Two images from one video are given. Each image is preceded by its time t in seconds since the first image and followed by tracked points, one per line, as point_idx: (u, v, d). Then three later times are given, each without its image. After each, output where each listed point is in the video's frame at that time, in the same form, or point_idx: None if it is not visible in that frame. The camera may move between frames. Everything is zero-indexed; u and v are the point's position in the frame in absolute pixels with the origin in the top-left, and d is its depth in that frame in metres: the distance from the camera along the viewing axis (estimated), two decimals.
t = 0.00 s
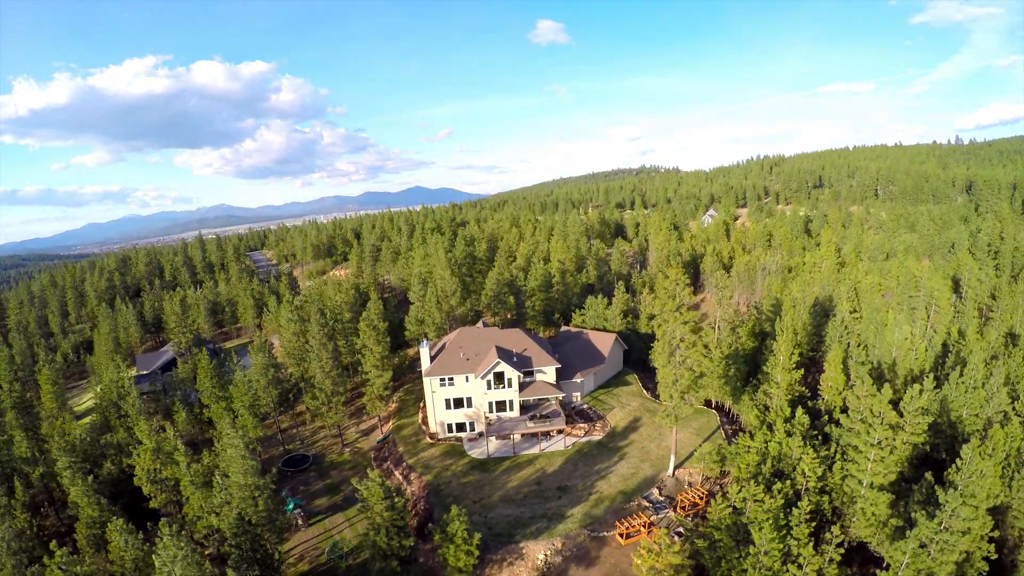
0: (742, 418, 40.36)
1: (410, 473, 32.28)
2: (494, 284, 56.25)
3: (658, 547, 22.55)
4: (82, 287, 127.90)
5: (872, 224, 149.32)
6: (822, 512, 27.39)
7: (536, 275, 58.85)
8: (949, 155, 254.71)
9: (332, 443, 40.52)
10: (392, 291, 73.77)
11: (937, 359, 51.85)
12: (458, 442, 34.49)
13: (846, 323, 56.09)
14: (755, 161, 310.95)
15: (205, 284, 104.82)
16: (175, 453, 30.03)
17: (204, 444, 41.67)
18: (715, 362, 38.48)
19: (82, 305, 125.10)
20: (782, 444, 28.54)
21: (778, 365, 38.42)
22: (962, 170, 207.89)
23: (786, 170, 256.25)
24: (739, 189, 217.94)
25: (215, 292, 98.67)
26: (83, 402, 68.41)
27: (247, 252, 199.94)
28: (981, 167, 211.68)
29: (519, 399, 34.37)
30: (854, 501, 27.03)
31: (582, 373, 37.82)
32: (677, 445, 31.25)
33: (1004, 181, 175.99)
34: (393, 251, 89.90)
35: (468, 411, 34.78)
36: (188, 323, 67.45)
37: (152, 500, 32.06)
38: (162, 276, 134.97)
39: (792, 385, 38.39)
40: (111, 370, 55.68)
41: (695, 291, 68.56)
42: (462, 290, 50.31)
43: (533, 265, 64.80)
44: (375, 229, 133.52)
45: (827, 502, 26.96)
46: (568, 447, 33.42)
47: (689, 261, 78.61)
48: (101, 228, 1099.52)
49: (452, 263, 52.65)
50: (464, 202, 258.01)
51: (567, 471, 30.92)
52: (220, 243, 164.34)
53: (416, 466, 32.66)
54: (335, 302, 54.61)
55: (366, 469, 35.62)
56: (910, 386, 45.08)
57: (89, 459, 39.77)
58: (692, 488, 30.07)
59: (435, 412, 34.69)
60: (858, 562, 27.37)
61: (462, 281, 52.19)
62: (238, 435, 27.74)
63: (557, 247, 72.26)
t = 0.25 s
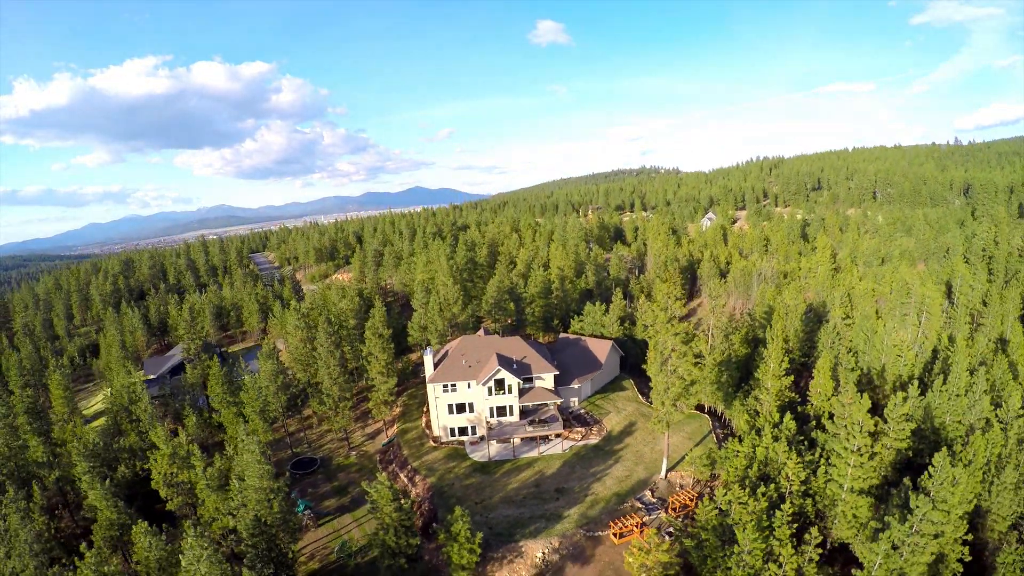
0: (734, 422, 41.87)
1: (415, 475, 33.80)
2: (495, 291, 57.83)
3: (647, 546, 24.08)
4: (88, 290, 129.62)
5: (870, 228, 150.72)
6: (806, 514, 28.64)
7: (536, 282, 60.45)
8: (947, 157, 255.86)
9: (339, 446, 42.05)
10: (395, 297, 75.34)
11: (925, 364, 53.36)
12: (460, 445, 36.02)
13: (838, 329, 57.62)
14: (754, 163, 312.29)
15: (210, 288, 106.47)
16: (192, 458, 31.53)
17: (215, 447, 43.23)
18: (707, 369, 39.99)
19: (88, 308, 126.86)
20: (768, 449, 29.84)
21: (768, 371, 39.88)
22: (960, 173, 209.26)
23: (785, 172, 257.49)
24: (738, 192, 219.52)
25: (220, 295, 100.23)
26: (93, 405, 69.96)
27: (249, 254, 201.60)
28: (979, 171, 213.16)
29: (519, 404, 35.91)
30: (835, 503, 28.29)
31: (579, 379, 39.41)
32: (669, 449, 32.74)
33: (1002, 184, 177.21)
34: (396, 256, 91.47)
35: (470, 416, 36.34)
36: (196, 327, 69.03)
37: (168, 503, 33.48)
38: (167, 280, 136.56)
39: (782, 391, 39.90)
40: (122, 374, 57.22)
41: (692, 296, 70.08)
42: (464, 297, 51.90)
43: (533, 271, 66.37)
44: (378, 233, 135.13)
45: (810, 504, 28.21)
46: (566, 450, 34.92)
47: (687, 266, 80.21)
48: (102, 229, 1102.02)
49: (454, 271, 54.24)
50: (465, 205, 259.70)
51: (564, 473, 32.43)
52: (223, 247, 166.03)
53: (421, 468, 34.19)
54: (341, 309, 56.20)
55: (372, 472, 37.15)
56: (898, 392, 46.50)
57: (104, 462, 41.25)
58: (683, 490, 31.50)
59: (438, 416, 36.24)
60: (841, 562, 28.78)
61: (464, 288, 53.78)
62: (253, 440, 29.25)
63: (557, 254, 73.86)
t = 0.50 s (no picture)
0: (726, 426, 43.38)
1: (419, 477, 35.37)
2: (496, 298, 59.45)
3: (638, 545, 25.71)
4: (94, 294, 131.42)
5: (867, 231, 151.99)
6: (790, 516, 29.81)
7: (536, 288, 62.05)
8: (946, 160, 256.93)
9: (345, 449, 43.64)
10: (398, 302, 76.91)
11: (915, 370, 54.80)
12: (463, 448, 37.64)
13: (830, 334, 59.10)
14: (754, 165, 313.67)
15: (215, 291, 108.14)
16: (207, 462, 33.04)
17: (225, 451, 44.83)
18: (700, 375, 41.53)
19: (94, 312, 128.67)
20: (755, 453, 31.00)
21: (759, 379, 41.40)
22: (957, 176, 210.31)
23: (784, 175, 258.86)
24: (738, 194, 220.99)
25: (226, 299, 101.88)
26: (103, 408, 71.59)
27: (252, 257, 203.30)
28: (977, 174, 214.24)
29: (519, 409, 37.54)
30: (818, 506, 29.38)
31: (577, 386, 41.05)
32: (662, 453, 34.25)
33: (998, 186, 178.38)
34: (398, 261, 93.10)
35: (472, 421, 37.97)
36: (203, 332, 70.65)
37: (184, 506, 35.05)
38: (171, 283, 138.20)
39: (772, 396, 41.42)
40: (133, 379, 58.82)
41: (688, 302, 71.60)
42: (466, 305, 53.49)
43: (533, 278, 67.95)
44: (380, 237, 136.66)
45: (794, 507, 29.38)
46: (564, 453, 36.48)
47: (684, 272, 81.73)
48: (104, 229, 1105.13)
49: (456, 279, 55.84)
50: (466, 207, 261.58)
51: (562, 476, 34.01)
52: (226, 250, 167.80)
53: (425, 471, 35.78)
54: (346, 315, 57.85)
55: (378, 474, 38.71)
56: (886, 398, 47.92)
57: (119, 465, 42.82)
58: (675, 492, 32.99)
59: (441, 421, 37.88)
60: (824, 562, 30.13)
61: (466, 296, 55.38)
62: (267, 445, 30.81)
63: (557, 260, 75.44)
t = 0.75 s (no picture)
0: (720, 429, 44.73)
1: (423, 478, 36.79)
2: (496, 303, 60.87)
3: (631, 543, 27.29)
4: (99, 296, 132.93)
5: (864, 234, 153.09)
6: (778, 517, 30.93)
7: (536, 293, 63.44)
8: (944, 161, 257.80)
9: (351, 451, 45.06)
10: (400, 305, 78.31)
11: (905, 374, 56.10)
12: (465, 451, 39.09)
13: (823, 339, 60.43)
14: (753, 166, 314.77)
15: (218, 294, 109.54)
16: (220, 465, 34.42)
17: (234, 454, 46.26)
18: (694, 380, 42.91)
19: (99, 314, 130.19)
20: (744, 456, 32.22)
21: (751, 384, 42.81)
22: (955, 177, 211.25)
23: (783, 176, 259.99)
24: (737, 196, 222.21)
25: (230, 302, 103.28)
26: (111, 410, 72.99)
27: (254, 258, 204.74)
28: (975, 175, 215.17)
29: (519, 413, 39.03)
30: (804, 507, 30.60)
31: (575, 390, 42.55)
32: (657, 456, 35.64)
33: (996, 188, 179.32)
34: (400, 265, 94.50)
35: (473, 424, 39.47)
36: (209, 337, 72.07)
37: (197, 508, 36.34)
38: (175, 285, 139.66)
39: (764, 400, 42.80)
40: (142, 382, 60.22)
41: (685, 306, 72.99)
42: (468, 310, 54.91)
43: (533, 283, 69.33)
44: (381, 240, 137.99)
45: (781, 508, 30.47)
46: (562, 455, 37.90)
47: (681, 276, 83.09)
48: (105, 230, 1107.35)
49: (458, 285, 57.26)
50: (466, 209, 263.08)
51: (560, 477, 35.44)
52: (229, 252, 169.31)
53: (429, 472, 37.20)
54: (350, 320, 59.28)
55: (383, 476, 40.13)
56: (876, 403, 49.28)
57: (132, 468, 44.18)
58: (669, 493, 34.34)
59: (444, 424, 39.38)
60: (811, 561, 31.31)
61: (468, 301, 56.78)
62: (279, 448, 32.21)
63: (556, 265, 76.86)
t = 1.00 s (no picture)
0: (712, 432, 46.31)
1: (427, 480, 38.37)
2: (497, 308, 62.50)
3: (624, 542, 28.91)
4: (104, 299, 134.61)
5: (861, 237, 154.34)
6: (765, 518, 32.32)
7: (535, 299, 65.03)
8: (943, 163, 258.95)
9: (357, 453, 46.68)
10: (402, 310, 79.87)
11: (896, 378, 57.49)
12: (466, 453, 40.76)
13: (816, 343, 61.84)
14: (753, 168, 316.05)
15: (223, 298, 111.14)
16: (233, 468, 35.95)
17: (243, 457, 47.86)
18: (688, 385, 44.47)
19: (104, 317, 131.87)
20: (734, 460, 33.63)
21: (743, 389, 44.39)
22: (953, 180, 212.24)
23: (782, 178, 261.23)
24: (736, 198, 223.55)
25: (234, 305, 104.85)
26: (119, 413, 74.51)
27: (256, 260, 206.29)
28: (973, 178, 216.03)
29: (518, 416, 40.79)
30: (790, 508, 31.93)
31: (572, 395, 44.34)
32: (651, 459, 37.18)
33: (993, 191, 180.53)
34: (401, 269, 95.99)
35: (475, 427, 41.24)
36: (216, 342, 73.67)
37: (210, 510, 37.91)
38: (178, 288, 141.13)
39: (755, 405, 44.31)
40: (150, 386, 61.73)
41: (681, 310, 74.64)
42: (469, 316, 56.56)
43: (532, 288, 70.90)
44: (383, 243, 139.41)
45: (768, 509, 31.89)
46: (560, 458, 39.51)
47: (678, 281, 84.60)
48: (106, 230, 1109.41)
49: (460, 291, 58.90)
50: (467, 210, 264.82)
51: (558, 479, 37.03)
52: (232, 254, 170.88)
53: (433, 474, 38.80)
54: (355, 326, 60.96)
55: (388, 478, 41.74)
56: (866, 407, 50.83)
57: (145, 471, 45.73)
58: (662, 494, 35.85)
59: (447, 428, 41.18)
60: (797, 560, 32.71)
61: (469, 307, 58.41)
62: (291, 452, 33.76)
63: (555, 270, 78.44)
